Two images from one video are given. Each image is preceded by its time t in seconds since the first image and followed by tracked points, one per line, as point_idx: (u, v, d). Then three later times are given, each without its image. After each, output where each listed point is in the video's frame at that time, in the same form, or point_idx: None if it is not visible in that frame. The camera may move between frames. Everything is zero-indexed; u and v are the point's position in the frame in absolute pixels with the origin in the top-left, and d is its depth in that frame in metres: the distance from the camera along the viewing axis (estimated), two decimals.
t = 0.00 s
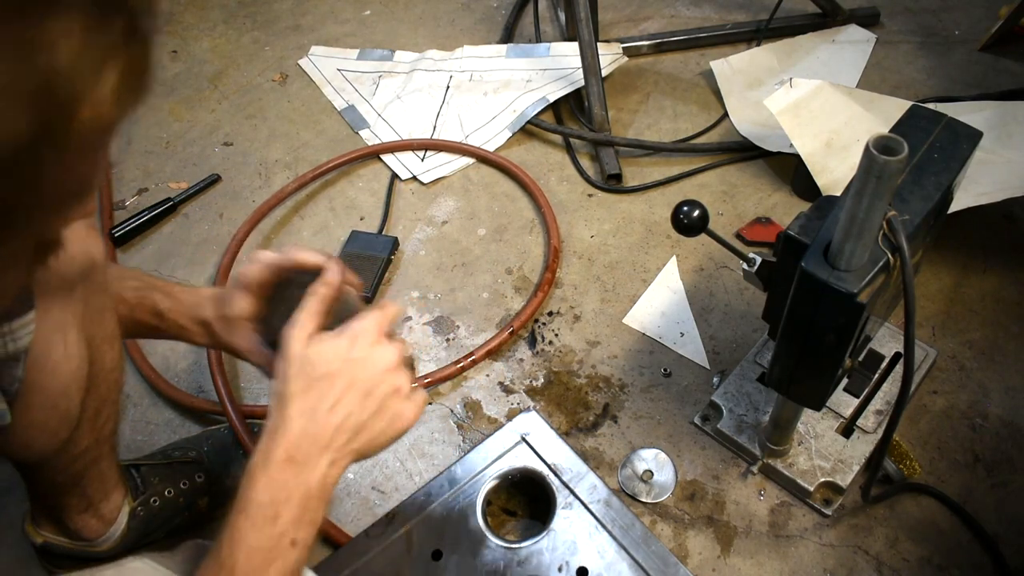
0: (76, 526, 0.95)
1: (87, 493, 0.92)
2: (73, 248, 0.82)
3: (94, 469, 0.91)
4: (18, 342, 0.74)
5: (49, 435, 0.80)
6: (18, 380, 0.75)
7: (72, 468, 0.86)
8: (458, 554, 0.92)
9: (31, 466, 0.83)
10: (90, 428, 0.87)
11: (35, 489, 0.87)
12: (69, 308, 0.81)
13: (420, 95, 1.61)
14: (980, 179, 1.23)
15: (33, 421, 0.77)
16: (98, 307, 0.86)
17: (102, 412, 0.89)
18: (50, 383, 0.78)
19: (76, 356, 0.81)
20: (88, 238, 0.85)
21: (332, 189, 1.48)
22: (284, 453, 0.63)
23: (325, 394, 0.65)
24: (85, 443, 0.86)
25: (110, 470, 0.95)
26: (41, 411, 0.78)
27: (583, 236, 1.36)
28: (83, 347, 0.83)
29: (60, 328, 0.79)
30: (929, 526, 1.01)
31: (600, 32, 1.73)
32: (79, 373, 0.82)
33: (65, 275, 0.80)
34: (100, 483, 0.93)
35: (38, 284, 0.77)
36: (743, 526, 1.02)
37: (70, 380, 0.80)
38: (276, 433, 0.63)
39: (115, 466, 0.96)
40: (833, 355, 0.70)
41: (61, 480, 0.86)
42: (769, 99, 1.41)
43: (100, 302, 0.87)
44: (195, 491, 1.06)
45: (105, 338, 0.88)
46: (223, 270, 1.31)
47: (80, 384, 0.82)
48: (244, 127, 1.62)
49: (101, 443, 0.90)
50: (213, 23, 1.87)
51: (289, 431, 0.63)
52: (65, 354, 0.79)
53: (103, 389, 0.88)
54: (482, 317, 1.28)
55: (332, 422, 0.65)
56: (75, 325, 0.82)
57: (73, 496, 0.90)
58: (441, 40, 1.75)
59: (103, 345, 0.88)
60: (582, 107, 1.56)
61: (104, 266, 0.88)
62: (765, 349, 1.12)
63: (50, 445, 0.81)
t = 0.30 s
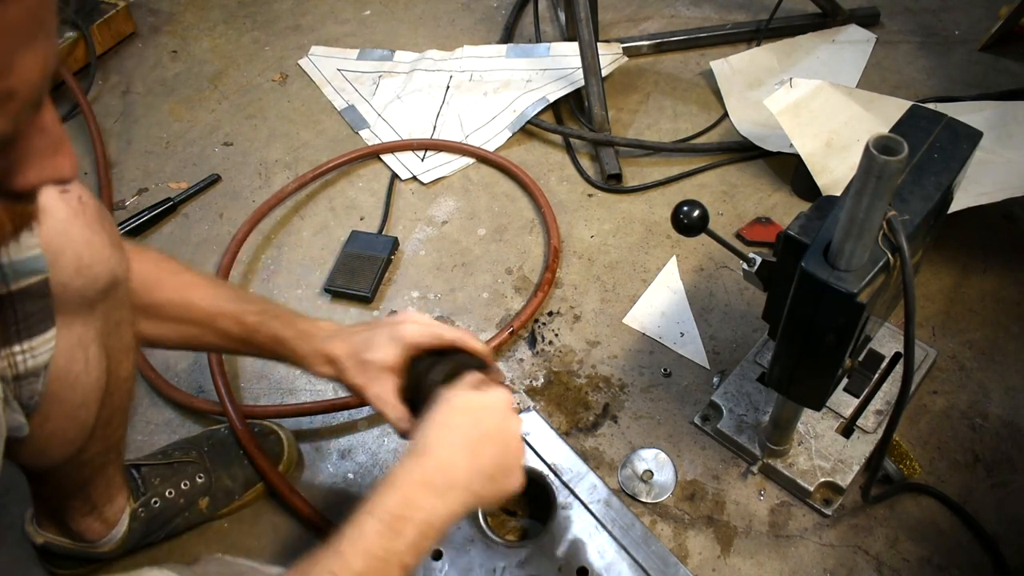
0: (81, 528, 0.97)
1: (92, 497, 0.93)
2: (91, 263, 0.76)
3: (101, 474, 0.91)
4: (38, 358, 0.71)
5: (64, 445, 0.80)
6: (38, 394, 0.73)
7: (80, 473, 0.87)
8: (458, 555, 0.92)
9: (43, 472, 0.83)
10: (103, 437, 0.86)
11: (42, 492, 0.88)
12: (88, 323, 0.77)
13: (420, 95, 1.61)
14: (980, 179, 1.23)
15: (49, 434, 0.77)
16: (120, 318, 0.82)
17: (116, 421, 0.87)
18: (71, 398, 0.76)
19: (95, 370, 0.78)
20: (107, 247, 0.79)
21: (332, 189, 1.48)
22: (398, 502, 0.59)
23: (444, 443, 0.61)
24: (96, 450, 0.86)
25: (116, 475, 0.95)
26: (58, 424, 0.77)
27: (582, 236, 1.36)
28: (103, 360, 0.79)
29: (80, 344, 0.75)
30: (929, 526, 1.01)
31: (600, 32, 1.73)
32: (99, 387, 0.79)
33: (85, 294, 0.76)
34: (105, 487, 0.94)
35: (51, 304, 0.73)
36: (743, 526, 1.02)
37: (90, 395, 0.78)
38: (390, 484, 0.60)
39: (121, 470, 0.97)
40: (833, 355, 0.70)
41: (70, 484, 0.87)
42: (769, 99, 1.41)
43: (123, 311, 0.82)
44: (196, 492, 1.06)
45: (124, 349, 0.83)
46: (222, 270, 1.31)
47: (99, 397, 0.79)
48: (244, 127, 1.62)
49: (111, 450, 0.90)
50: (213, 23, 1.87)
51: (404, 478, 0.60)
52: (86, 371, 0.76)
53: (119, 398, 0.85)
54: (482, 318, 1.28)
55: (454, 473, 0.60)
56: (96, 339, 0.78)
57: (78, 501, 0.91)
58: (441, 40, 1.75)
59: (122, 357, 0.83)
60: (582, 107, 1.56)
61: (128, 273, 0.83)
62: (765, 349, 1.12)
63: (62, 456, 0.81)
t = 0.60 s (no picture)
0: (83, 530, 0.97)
1: (93, 501, 0.93)
2: (104, 276, 0.74)
3: (105, 480, 0.91)
4: (46, 367, 0.70)
5: (67, 451, 0.79)
6: (46, 402, 0.72)
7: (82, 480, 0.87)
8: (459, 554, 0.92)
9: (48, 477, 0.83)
10: (108, 446, 0.85)
11: (43, 495, 0.88)
12: (99, 335, 0.75)
13: (420, 95, 1.61)
14: (979, 179, 1.23)
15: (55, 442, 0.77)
16: (129, 329, 0.80)
17: (121, 431, 0.86)
18: (79, 407, 0.75)
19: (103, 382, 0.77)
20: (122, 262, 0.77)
21: (332, 189, 1.48)
22: (498, 572, 0.58)
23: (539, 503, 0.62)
24: (99, 458, 0.86)
25: (118, 480, 0.95)
26: (64, 431, 0.76)
27: (583, 236, 1.36)
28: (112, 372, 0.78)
29: (90, 355, 0.74)
30: (929, 526, 1.01)
31: (600, 32, 1.73)
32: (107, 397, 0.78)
33: (96, 307, 0.74)
34: (106, 492, 0.94)
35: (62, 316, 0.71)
36: (743, 526, 1.02)
37: (99, 406, 0.77)
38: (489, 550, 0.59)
39: (123, 474, 0.96)
40: (834, 356, 0.70)
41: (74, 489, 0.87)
42: (769, 99, 1.41)
43: (133, 320, 0.81)
44: (196, 492, 1.06)
45: (129, 358, 0.82)
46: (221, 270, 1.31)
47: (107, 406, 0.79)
48: (244, 127, 1.62)
49: (115, 457, 0.89)
50: (213, 23, 1.87)
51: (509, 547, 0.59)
52: (93, 381, 0.75)
53: (125, 405, 0.84)
54: (482, 317, 1.28)
55: (544, 534, 0.61)
56: (105, 350, 0.77)
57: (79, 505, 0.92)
58: (441, 40, 1.75)
59: (130, 367, 0.82)
60: (582, 107, 1.56)
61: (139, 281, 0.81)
62: (765, 349, 1.12)
63: (65, 461, 0.81)
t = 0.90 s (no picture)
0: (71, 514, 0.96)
1: (76, 476, 0.92)
2: (41, 197, 0.82)
3: (81, 447, 0.91)
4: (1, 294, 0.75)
5: (37, 403, 0.80)
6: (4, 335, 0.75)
7: (56, 445, 0.87)
8: (459, 555, 0.93)
9: (21, 442, 0.83)
10: (75, 403, 0.87)
11: (23, 471, 0.88)
12: (47, 264, 0.82)
13: (420, 95, 1.61)
14: (978, 179, 1.23)
15: (18, 387, 0.77)
16: (75, 268, 0.87)
17: (87, 386, 0.88)
18: (34, 342, 0.78)
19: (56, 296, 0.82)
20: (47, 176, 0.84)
21: (332, 189, 1.48)
22: None
23: None
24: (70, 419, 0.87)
25: (99, 451, 0.95)
26: (25, 373, 0.78)
27: (582, 236, 1.36)
28: (64, 306, 0.83)
29: (38, 284, 0.80)
30: (929, 526, 1.01)
31: (600, 32, 1.73)
32: (59, 335, 0.81)
33: (41, 228, 0.81)
34: (88, 464, 0.94)
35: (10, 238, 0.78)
36: (743, 526, 1.02)
37: (52, 338, 0.80)
38: None
39: (104, 448, 0.97)
40: (834, 356, 0.70)
41: (49, 457, 0.87)
42: (769, 99, 1.41)
43: (79, 262, 0.88)
44: (193, 487, 1.05)
45: (85, 300, 0.88)
46: (221, 269, 1.31)
47: (61, 348, 0.82)
48: (244, 127, 1.62)
49: (87, 420, 0.91)
50: (213, 23, 1.87)
51: None
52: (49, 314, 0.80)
53: (84, 356, 0.87)
54: (482, 317, 1.28)
55: None
56: (55, 282, 0.82)
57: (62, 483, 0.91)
58: (441, 40, 1.75)
59: (83, 309, 0.87)
60: (582, 107, 1.56)
61: (80, 225, 0.89)
62: (765, 349, 1.12)
63: (36, 422, 0.81)
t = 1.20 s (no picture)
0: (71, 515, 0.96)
1: (77, 477, 0.92)
2: (37, 198, 0.82)
3: (81, 448, 0.91)
4: None
5: (36, 404, 0.80)
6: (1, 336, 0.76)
7: (55, 447, 0.87)
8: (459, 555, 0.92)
9: (20, 444, 0.83)
10: (75, 405, 0.86)
11: (22, 473, 0.88)
12: (43, 265, 0.82)
13: (420, 95, 1.61)
14: (979, 179, 1.23)
15: (16, 389, 0.77)
16: (72, 269, 0.87)
17: (86, 388, 0.88)
18: (31, 343, 0.78)
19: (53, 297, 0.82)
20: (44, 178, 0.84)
21: (332, 189, 1.48)
22: None
23: None
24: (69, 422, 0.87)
25: (100, 452, 0.96)
26: (23, 375, 0.78)
27: (583, 236, 1.36)
28: (61, 307, 0.83)
29: (35, 286, 0.80)
30: (929, 526, 1.01)
31: (600, 32, 1.73)
32: (58, 336, 0.81)
33: (38, 230, 0.81)
34: (88, 465, 0.94)
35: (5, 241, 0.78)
36: (743, 526, 1.02)
37: (50, 340, 0.80)
38: None
39: (104, 448, 0.97)
40: (834, 356, 0.70)
41: (49, 459, 0.87)
42: (769, 99, 1.40)
43: (77, 264, 0.88)
44: (194, 488, 1.05)
45: (83, 301, 0.88)
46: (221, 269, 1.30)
47: (60, 349, 0.82)
48: (244, 127, 1.62)
49: (87, 421, 0.90)
50: (213, 23, 1.87)
51: None
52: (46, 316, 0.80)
53: (85, 356, 0.87)
54: (482, 317, 1.28)
55: None
56: (52, 283, 0.83)
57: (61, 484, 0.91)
58: (441, 40, 1.75)
59: (81, 310, 0.87)
60: (582, 107, 1.56)
61: (78, 226, 0.89)
62: (765, 349, 1.12)
63: (34, 424, 0.81)
